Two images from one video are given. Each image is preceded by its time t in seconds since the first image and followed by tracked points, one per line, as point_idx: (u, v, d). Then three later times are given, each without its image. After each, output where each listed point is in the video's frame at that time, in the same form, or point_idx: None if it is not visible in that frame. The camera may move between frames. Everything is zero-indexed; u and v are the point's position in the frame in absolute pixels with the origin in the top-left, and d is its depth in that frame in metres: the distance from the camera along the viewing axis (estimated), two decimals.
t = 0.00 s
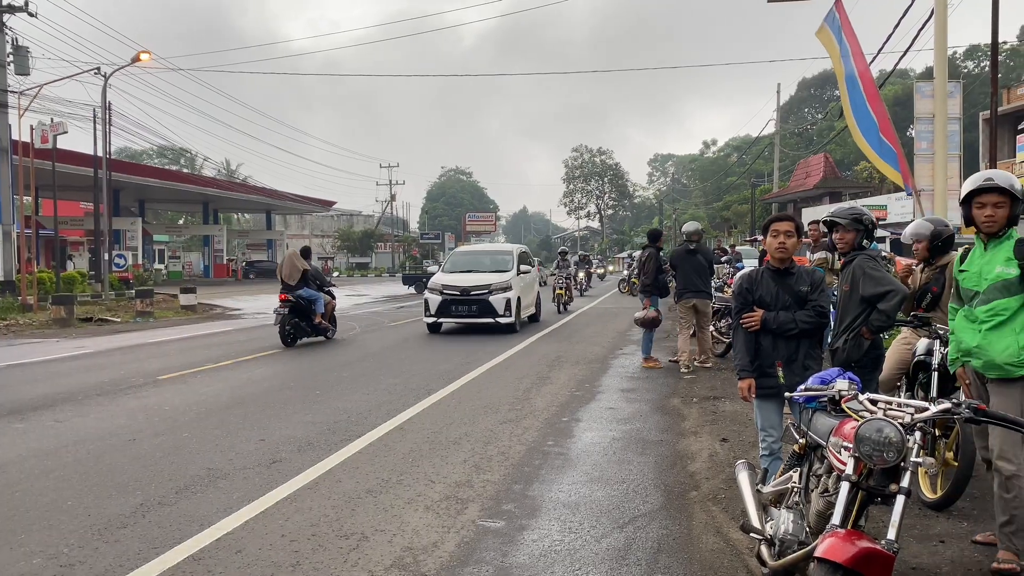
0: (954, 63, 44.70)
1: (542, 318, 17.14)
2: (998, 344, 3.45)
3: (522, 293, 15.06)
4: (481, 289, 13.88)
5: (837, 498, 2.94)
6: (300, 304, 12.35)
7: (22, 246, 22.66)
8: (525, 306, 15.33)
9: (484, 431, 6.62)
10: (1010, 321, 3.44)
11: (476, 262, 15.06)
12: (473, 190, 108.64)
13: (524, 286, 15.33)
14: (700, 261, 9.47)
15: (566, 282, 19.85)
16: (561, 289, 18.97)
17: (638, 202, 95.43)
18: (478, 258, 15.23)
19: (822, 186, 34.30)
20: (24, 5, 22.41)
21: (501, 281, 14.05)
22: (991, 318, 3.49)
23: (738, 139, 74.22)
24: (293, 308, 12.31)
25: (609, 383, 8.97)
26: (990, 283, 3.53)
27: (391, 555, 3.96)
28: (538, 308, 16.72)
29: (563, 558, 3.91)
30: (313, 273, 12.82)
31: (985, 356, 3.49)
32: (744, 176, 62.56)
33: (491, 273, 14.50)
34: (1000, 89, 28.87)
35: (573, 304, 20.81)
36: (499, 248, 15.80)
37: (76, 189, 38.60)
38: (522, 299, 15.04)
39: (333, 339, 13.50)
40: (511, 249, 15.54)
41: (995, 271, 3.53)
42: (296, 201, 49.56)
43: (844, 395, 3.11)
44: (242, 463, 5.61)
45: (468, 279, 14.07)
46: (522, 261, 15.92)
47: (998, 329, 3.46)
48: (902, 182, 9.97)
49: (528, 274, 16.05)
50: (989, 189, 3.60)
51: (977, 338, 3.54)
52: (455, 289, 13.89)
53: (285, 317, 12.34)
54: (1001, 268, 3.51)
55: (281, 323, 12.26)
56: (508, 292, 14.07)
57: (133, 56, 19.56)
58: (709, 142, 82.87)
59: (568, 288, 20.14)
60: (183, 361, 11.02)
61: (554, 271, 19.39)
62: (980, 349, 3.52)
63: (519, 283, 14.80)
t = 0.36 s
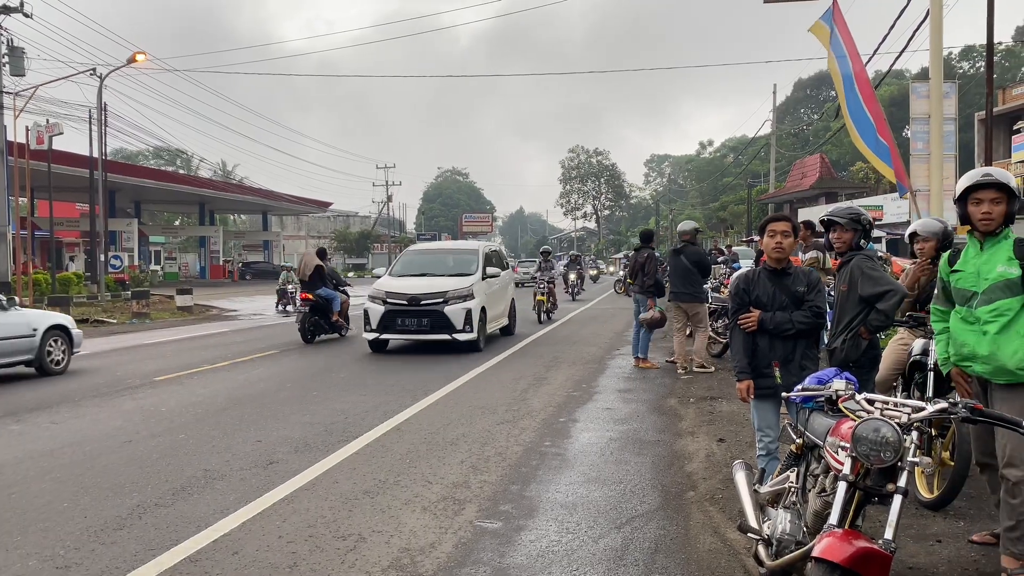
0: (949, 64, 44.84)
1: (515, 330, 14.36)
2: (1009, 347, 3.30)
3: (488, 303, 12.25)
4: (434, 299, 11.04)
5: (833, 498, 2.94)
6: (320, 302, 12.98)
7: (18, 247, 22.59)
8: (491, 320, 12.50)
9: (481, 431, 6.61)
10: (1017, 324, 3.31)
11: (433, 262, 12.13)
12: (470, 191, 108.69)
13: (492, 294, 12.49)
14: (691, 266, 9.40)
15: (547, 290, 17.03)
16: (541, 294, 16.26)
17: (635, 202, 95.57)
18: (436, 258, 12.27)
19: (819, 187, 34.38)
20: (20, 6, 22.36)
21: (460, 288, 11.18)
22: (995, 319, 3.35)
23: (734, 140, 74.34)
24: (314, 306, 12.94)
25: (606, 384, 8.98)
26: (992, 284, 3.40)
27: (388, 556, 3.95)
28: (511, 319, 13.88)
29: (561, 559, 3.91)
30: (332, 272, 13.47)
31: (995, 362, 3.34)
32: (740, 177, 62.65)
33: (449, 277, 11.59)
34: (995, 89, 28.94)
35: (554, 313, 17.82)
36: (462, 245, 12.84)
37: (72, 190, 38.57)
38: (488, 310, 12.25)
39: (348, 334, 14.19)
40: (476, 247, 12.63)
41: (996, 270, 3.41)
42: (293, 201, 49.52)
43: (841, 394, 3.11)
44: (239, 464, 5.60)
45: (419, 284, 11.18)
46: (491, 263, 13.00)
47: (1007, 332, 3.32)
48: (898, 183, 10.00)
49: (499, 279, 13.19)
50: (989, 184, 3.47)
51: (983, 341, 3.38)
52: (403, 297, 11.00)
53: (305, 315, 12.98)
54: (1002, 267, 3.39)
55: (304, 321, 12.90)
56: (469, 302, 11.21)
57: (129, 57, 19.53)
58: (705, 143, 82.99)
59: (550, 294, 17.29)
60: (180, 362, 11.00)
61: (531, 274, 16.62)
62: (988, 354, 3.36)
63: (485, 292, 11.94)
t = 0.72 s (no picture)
0: (945, 64, 44.93)
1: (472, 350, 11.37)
2: (1017, 353, 3.32)
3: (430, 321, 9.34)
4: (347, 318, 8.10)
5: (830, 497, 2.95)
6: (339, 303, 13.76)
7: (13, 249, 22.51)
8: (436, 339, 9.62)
9: (478, 432, 6.60)
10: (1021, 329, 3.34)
11: (358, 266, 9.22)
12: (466, 192, 108.67)
13: (437, 307, 9.64)
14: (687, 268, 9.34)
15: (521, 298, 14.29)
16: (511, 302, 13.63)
17: (631, 203, 95.63)
18: (361, 261, 9.34)
19: (815, 188, 34.48)
20: (15, 7, 22.32)
21: (384, 304, 8.26)
22: (999, 323, 3.35)
23: (730, 141, 74.40)
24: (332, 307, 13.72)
25: (603, 384, 8.98)
26: (993, 288, 3.39)
27: (385, 558, 3.95)
28: (468, 337, 11.11)
29: (558, 560, 3.91)
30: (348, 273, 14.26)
31: (1002, 368, 3.35)
32: (736, 178, 62.68)
33: (373, 287, 8.65)
34: (991, 90, 29.00)
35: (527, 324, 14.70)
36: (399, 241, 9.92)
37: (68, 191, 38.57)
38: (430, 329, 9.34)
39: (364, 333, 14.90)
40: (416, 245, 9.75)
41: (996, 273, 3.40)
42: (289, 202, 49.43)
43: (837, 394, 3.10)
44: (236, 466, 5.60)
45: (327, 297, 8.23)
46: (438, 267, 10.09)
47: (1010, 336, 3.33)
48: (893, 184, 10.04)
49: (448, 288, 10.27)
50: (986, 185, 3.44)
51: (988, 347, 3.38)
52: (304, 316, 8.03)
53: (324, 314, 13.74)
54: (1002, 269, 3.39)
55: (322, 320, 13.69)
56: (397, 321, 8.32)
57: (124, 59, 19.50)
58: (702, 143, 83.04)
59: (524, 306, 14.52)
60: (177, 363, 10.99)
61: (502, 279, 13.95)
62: (994, 360, 3.36)
63: (423, 306, 9.05)
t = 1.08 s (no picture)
0: (941, 64, 45.03)
1: (406, 386, 8.40)
2: (985, 358, 3.35)
3: (324, 353, 6.30)
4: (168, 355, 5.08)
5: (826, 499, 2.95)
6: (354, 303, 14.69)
7: (9, 251, 22.45)
8: (342, 377, 6.68)
9: (474, 433, 6.60)
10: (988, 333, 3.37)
11: (219, 271, 6.21)
12: (463, 193, 108.62)
13: (337, 333, 6.56)
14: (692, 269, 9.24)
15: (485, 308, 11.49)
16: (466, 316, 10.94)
17: (628, 204, 95.67)
18: (226, 263, 6.32)
19: (811, 188, 34.49)
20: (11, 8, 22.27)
21: (230, 336, 5.23)
22: (968, 326, 3.35)
23: (727, 142, 74.50)
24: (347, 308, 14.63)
25: (600, 385, 8.98)
26: (961, 290, 3.39)
27: (382, 560, 3.94)
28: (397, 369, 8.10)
29: (555, 561, 3.90)
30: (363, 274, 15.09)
31: (971, 373, 3.37)
32: (733, 178, 62.76)
33: (226, 304, 5.64)
34: (987, 90, 29.06)
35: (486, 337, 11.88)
36: (291, 233, 6.81)
37: (64, 193, 38.48)
38: (326, 366, 6.35)
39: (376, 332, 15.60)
40: (311, 241, 6.66)
41: (962, 275, 3.40)
42: (285, 203, 49.34)
43: (834, 396, 3.10)
44: (232, 467, 5.60)
45: (145, 321, 5.24)
46: (348, 275, 7.07)
47: (979, 340, 3.36)
48: (888, 185, 10.06)
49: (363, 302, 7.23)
50: (953, 187, 3.44)
51: (957, 351, 3.38)
52: (101, 353, 5.07)
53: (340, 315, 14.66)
54: (969, 272, 3.39)
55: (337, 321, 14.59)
56: (250, 361, 5.27)
57: (120, 59, 19.46)
58: (698, 144, 83.08)
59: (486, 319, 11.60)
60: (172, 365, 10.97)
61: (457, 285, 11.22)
62: (962, 365, 3.38)
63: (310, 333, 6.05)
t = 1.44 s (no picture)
0: (938, 65, 45.13)
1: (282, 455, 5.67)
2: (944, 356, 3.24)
3: (81, 424, 3.69)
4: None
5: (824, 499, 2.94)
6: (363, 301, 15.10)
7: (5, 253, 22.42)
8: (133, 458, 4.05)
9: (472, 435, 6.59)
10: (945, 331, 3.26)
11: None
12: (461, 194, 108.64)
13: (119, 383, 3.96)
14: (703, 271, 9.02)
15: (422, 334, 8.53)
16: (391, 345, 7.96)
17: (626, 205, 95.74)
18: None
19: (808, 189, 34.51)
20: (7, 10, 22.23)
21: None
22: (930, 325, 3.23)
23: (724, 143, 74.61)
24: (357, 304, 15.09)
25: (597, 386, 8.97)
26: (922, 291, 3.26)
27: (379, 561, 3.94)
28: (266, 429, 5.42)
29: (552, 563, 3.90)
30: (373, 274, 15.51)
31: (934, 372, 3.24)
32: (730, 179, 62.84)
33: None
34: (984, 91, 29.14)
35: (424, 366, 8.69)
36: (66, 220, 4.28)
37: (60, 194, 38.42)
38: (84, 449, 3.71)
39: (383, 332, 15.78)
40: (88, 228, 4.16)
41: (922, 276, 3.29)
42: (283, 205, 49.33)
43: (831, 397, 3.09)
44: (229, 470, 5.59)
45: None
46: (157, 292, 4.48)
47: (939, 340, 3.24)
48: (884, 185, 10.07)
49: (178, 332, 4.52)
50: (910, 188, 3.31)
51: (919, 350, 3.25)
52: None
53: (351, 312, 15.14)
54: (928, 272, 3.28)
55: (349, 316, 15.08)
56: None
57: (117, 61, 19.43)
58: (696, 145, 83.20)
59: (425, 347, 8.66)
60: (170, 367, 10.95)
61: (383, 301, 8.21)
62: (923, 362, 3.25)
63: (22, 399, 3.36)
